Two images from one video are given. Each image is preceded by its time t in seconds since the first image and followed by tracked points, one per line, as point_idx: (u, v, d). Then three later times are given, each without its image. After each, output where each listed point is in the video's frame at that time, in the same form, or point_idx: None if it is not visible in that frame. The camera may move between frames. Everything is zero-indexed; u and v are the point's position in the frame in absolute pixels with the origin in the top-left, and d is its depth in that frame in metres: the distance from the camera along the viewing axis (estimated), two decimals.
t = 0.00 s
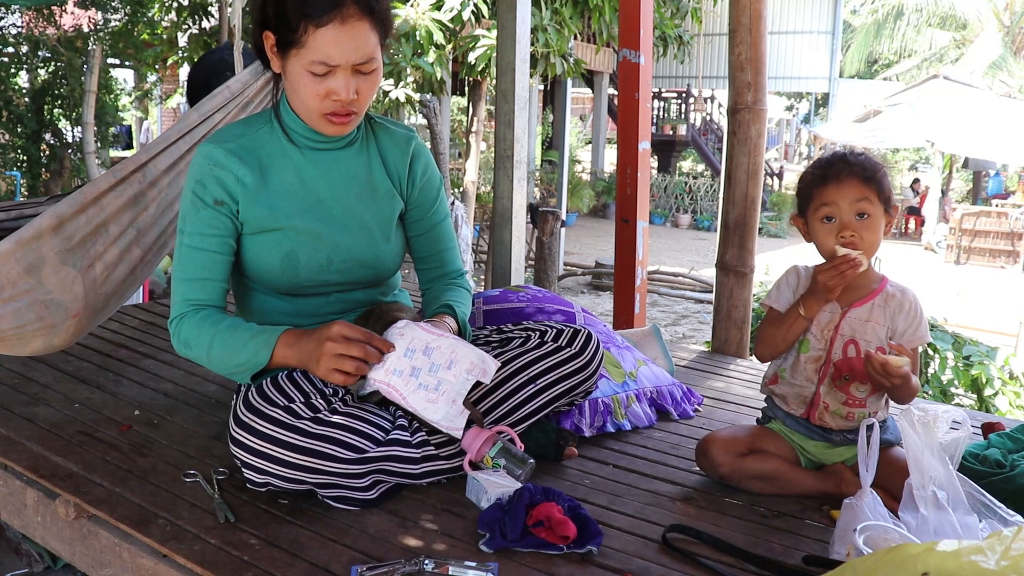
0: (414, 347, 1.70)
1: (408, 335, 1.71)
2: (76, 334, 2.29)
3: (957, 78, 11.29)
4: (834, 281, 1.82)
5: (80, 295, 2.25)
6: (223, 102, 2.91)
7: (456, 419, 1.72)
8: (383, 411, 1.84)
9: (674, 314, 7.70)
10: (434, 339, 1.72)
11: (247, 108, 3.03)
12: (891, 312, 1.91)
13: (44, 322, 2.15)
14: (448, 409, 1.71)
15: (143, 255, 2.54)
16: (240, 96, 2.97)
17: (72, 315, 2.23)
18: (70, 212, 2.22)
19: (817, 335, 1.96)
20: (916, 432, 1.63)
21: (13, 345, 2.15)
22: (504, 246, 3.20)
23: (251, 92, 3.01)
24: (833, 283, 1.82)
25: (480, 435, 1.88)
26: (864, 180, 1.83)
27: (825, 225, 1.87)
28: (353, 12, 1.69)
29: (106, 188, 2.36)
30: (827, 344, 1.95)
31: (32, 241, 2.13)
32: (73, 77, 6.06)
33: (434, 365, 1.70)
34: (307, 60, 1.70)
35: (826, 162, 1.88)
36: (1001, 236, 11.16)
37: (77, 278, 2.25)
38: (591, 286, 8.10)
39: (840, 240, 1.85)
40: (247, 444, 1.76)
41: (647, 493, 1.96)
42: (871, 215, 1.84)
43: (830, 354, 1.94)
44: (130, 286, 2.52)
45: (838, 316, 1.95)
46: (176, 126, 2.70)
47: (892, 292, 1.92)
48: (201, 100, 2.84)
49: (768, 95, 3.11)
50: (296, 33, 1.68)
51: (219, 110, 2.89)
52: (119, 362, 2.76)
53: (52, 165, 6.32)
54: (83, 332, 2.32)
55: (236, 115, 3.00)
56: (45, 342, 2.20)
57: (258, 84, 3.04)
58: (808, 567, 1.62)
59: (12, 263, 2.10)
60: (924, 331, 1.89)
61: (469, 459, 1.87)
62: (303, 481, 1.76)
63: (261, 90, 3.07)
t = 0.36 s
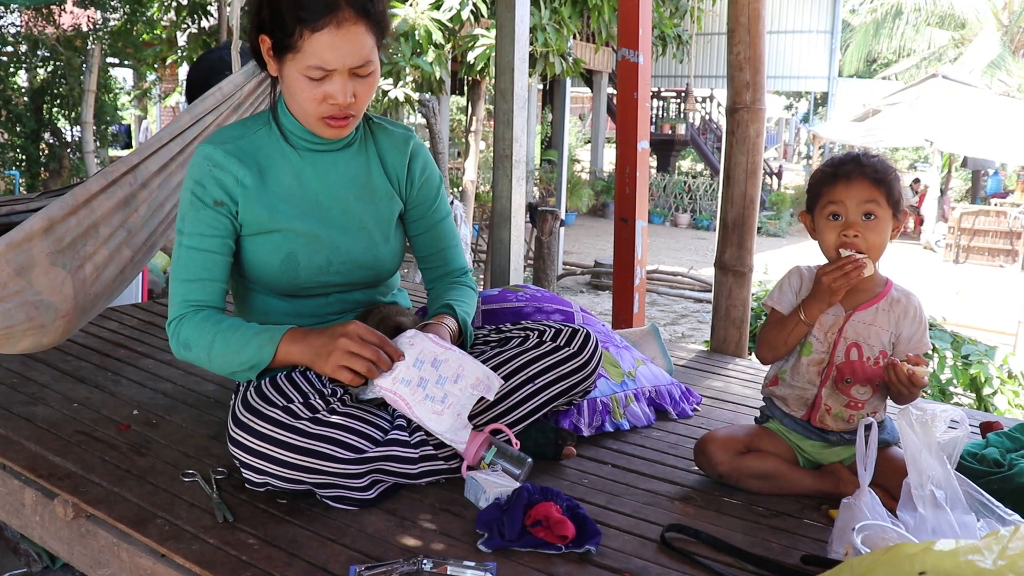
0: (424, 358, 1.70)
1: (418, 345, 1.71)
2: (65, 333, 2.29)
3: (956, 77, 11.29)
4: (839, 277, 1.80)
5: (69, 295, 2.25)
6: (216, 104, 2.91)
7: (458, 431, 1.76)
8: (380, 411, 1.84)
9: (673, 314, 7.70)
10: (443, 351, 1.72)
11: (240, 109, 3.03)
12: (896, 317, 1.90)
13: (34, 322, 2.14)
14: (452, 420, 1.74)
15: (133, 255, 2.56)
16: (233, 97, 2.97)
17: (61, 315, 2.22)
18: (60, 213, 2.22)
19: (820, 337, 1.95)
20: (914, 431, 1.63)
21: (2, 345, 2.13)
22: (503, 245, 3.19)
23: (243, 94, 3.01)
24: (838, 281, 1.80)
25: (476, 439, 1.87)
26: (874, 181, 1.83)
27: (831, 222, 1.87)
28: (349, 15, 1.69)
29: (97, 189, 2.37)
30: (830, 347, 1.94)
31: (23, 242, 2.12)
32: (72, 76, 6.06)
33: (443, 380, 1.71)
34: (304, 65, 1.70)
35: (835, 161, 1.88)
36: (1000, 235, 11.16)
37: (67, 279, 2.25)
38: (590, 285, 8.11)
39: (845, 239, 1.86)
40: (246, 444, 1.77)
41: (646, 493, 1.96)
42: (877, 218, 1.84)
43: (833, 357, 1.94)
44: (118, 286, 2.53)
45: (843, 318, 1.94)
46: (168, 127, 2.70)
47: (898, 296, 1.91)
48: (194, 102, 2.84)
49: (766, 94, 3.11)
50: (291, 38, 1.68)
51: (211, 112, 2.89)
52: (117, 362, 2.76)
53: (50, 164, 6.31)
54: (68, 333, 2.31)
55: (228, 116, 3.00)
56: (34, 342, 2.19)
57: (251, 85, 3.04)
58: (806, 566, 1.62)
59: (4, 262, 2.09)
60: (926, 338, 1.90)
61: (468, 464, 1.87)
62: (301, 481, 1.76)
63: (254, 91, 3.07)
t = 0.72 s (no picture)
0: (415, 361, 1.67)
1: (408, 348, 1.68)
2: (67, 335, 2.30)
3: (954, 76, 11.31)
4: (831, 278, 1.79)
5: (72, 296, 2.26)
6: (217, 103, 2.91)
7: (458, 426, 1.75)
8: (379, 411, 1.84)
9: (672, 314, 7.71)
10: (433, 351, 1.69)
11: (240, 109, 3.03)
12: (893, 314, 1.91)
13: (35, 324, 2.16)
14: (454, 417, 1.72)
15: (136, 256, 2.55)
16: (234, 97, 2.97)
17: (63, 316, 2.23)
18: (63, 214, 2.22)
19: (817, 336, 1.96)
20: (913, 430, 1.63)
21: (5, 347, 2.15)
22: (502, 245, 3.19)
23: (244, 94, 3.01)
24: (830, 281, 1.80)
25: (478, 435, 1.86)
26: (869, 185, 1.83)
27: (823, 224, 1.88)
28: (354, 18, 1.69)
29: (99, 190, 2.37)
30: (827, 346, 1.95)
31: (24, 243, 2.14)
32: (70, 78, 6.05)
33: (436, 380, 1.68)
34: (308, 66, 1.70)
35: (832, 162, 1.88)
36: (998, 234, 11.17)
37: (69, 280, 2.25)
38: (589, 285, 8.11)
39: (836, 242, 1.86)
40: (245, 445, 1.77)
41: (645, 492, 1.96)
42: (870, 222, 1.84)
43: (831, 355, 1.94)
44: (122, 287, 2.52)
45: (838, 317, 1.95)
46: (169, 128, 2.70)
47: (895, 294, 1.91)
48: (195, 103, 2.84)
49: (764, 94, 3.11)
50: (296, 39, 1.68)
51: (212, 112, 2.89)
52: (117, 363, 2.75)
53: (49, 166, 6.30)
54: (71, 334, 2.32)
55: (229, 116, 3.00)
56: (37, 343, 2.21)
57: (251, 85, 3.04)
58: (806, 565, 1.62)
59: (5, 263, 2.11)
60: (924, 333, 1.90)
61: (468, 458, 1.87)
62: (301, 482, 1.76)
63: (255, 91, 3.08)
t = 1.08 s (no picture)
0: (381, 326, 1.60)
1: (378, 313, 1.62)
2: (78, 337, 2.30)
3: (951, 77, 11.33)
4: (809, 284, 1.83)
5: (81, 297, 2.26)
6: (223, 102, 2.87)
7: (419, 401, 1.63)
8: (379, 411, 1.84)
9: (671, 315, 7.71)
10: (403, 319, 1.61)
11: (247, 109, 2.98)
12: (885, 312, 1.90)
13: (45, 325, 2.16)
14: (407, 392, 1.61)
15: (146, 258, 2.52)
16: (242, 96, 2.94)
17: (73, 317, 2.23)
18: (70, 213, 2.22)
19: (806, 335, 1.99)
20: (911, 430, 1.63)
21: (15, 348, 2.15)
22: (500, 247, 3.19)
23: (252, 93, 2.97)
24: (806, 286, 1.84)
25: (475, 439, 1.80)
26: (856, 190, 1.81)
27: (811, 227, 1.89)
28: (359, 19, 1.69)
29: (107, 188, 2.34)
30: (816, 344, 1.97)
31: (32, 242, 2.14)
32: (68, 80, 6.05)
33: (398, 346, 1.59)
34: (311, 64, 1.70)
35: (820, 166, 1.88)
36: (997, 234, 11.18)
37: (78, 280, 2.25)
38: (588, 287, 8.12)
39: (820, 244, 1.87)
40: (244, 446, 1.77)
41: (643, 493, 1.96)
42: (855, 227, 1.83)
43: (819, 354, 1.96)
44: (131, 289, 2.51)
45: (827, 316, 1.97)
46: (175, 127, 2.67)
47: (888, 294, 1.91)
48: (201, 101, 2.80)
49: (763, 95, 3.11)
50: (300, 37, 1.69)
51: (219, 112, 2.86)
52: (115, 365, 2.76)
53: (48, 167, 6.31)
54: (85, 334, 2.33)
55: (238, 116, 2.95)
56: (48, 347, 2.22)
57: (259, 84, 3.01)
58: (804, 566, 1.62)
59: (13, 263, 2.11)
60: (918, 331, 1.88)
61: (467, 464, 1.80)
62: (300, 482, 1.77)
63: (262, 90, 3.04)
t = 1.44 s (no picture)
0: (342, 331, 1.59)
1: (344, 317, 1.59)
2: (86, 340, 2.30)
3: (951, 78, 11.34)
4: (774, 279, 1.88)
5: (88, 299, 2.24)
6: (229, 104, 2.78)
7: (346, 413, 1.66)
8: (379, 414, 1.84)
9: (671, 317, 7.72)
10: (364, 334, 1.58)
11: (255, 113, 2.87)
12: (861, 316, 1.88)
13: (52, 327, 2.17)
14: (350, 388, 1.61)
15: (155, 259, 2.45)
16: (247, 98, 2.83)
17: (81, 319, 2.22)
18: (76, 214, 2.23)
19: (787, 345, 1.99)
20: (913, 433, 1.63)
21: (22, 352, 2.18)
22: (501, 249, 3.19)
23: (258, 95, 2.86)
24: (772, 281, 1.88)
25: (477, 443, 1.86)
26: (825, 188, 1.83)
27: (787, 226, 1.91)
28: (354, 14, 1.69)
29: (112, 190, 2.32)
30: (796, 354, 1.98)
31: (38, 243, 2.15)
32: (68, 83, 6.06)
33: (349, 358, 1.59)
34: (307, 57, 1.70)
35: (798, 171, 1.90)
36: (996, 236, 11.17)
37: (85, 283, 2.24)
38: (587, 289, 8.13)
39: (790, 240, 1.89)
40: (244, 447, 1.76)
41: (644, 496, 1.96)
42: (823, 224, 1.83)
43: (799, 364, 1.97)
44: (140, 291, 2.45)
45: (805, 324, 1.97)
46: (179, 128, 2.61)
47: (865, 295, 1.89)
48: (206, 103, 2.73)
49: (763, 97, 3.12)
50: (297, 31, 1.69)
51: (225, 113, 2.77)
52: (116, 368, 2.76)
53: (48, 170, 6.33)
54: (95, 337, 2.33)
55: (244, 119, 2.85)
56: (55, 349, 2.23)
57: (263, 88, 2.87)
58: (805, 569, 1.62)
59: (19, 266, 2.12)
60: (892, 335, 1.83)
61: (469, 468, 1.86)
62: (301, 483, 1.77)
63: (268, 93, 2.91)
